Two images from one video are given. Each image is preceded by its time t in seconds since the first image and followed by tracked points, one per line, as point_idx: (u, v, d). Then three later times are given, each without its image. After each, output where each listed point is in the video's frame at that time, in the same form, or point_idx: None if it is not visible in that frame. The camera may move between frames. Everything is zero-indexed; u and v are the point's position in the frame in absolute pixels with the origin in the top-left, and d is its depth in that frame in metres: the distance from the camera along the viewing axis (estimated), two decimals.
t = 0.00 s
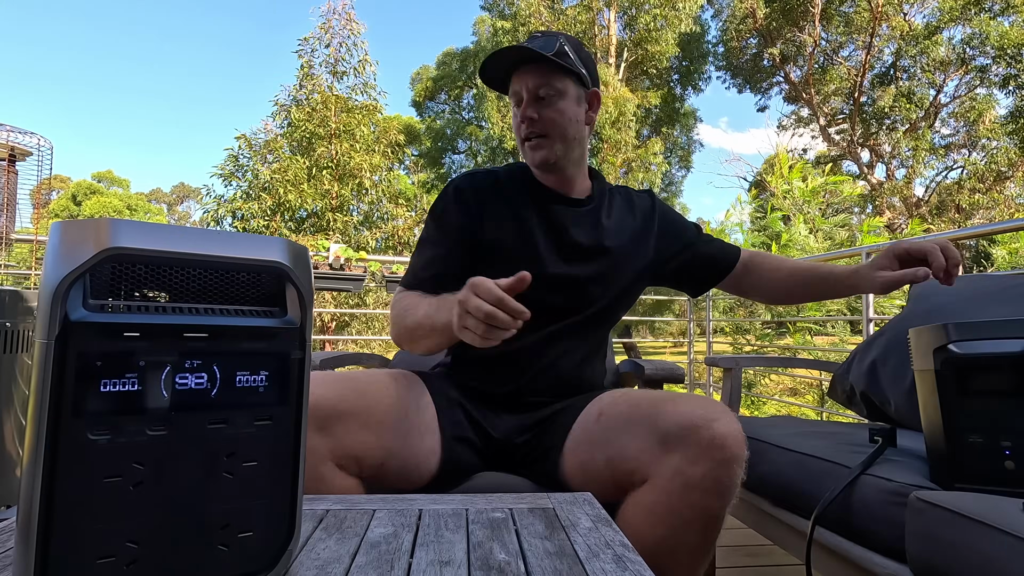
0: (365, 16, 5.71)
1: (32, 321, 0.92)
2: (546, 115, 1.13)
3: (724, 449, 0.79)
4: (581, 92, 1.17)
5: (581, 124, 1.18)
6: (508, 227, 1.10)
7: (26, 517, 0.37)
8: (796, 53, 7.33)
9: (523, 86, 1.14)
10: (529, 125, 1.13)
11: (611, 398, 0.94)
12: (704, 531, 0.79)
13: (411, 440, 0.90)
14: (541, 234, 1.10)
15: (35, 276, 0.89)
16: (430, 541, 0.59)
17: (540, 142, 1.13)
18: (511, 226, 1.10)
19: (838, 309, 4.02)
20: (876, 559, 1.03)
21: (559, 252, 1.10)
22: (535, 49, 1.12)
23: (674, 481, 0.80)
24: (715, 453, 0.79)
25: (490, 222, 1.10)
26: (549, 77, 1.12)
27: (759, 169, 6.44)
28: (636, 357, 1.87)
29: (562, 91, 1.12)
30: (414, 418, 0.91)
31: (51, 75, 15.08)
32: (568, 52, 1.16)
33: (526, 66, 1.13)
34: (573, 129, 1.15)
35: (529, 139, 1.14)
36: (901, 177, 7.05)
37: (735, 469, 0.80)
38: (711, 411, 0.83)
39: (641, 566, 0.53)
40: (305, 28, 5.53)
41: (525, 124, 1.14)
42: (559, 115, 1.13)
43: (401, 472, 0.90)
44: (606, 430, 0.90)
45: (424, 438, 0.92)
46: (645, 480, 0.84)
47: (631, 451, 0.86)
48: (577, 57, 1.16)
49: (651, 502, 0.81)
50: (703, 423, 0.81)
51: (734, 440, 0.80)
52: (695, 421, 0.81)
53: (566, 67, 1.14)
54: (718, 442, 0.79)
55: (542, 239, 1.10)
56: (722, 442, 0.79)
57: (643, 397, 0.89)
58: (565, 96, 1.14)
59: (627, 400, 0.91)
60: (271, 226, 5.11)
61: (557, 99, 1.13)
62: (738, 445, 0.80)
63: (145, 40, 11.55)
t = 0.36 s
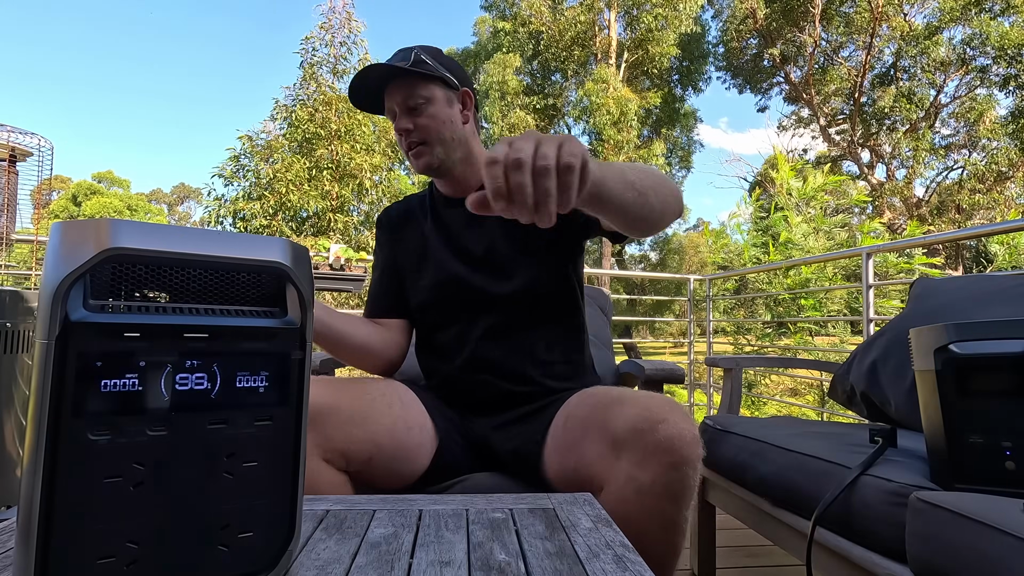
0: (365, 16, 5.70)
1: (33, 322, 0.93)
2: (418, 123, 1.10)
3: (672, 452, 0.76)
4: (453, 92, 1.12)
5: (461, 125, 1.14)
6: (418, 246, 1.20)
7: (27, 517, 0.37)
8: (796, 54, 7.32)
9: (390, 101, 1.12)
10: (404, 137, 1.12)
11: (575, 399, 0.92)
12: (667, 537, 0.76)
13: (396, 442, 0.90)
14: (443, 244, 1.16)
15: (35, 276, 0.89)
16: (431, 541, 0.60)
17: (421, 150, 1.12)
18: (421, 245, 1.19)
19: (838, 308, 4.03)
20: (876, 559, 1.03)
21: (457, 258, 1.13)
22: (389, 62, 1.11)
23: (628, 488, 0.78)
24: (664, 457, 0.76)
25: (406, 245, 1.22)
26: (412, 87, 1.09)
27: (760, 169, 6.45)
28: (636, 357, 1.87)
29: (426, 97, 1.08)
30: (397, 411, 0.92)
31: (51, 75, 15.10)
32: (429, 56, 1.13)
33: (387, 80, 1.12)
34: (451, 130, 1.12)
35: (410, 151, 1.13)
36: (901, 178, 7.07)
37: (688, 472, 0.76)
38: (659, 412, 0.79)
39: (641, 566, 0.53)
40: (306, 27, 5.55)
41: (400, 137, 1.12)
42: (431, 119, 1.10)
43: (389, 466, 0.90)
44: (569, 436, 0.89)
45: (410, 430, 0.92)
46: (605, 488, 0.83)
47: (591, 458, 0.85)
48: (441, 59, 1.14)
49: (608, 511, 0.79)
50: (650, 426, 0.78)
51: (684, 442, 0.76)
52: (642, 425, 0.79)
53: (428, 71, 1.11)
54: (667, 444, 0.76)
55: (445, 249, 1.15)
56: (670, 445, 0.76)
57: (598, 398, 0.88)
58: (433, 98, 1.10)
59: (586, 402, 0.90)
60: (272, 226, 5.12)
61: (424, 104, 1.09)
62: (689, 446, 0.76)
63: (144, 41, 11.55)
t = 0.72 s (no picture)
0: (366, 16, 5.70)
1: (33, 322, 0.93)
2: (353, 124, 1.16)
3: (690, 466, 0.76)
4: (385, 90, 1.17)
5: (394, 123, 1.20)
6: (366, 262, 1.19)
7: (27, 517, 0.37)
8: (797, 54, 7.30)
9: (322, 101, 1.17)
10: (339, 137, 1.17)
11: (577, 405, 0.90)
12: (680, 550, 0.77)
13: (386, 447, 0.96)
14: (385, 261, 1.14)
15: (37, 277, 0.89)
16: (431, 541, 0.60)
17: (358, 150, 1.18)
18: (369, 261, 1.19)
19: (838, 308, 4.05)
20: (876, 559, 1.03)
21: (400, 274, 1.11)
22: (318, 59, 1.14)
23: (642, 502, 0.78)
24: (681, 472, 0.76)
25: (358, 260, 1.22)
26: (343, 87, 1.14)
27: (760, 170, 6.45)
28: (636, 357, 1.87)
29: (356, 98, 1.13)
30: (388, 417, 0.99)
31: (51, 76, 15.11)
32: (357, 50, 1.16)
33: (318, 79, 1.16)
34: (384, 130, 1.18)
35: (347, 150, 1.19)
36: (902, 178, 7.06)
37: (704, 487, 0.76)
38: (674, 424, 0.79)
39: (641, 566, 0.53)
40: (307, 28, 5.54)
41: (335, 137, 1.18)
42: (365, 120, 1.16)
43: (384, 468, 0.96)
44: (574, 445, 0.87)
45: (403, 435, 0.99)
46: (614, 499, 0.82)
47: (599, 469, 0.84)
48: (371, 55, 1.17)
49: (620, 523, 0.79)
50: (667, 440, 0.77)
51: (701, 455, 0.76)
52: (658, 440, 0.78)
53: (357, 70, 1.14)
54: (684, 459, 0.76)
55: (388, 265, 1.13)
56: (687, 459, 0.76)
57: (607, 408, 0.86)
58: (364, 97, 1.15)
59: (590, 412, 0.88)
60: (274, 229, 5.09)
61: (355, 105, 1.15)
62: (706, 460, 0.76)
63: (143, 41, 11.54)
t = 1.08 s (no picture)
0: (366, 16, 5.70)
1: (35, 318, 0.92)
2: (391, 100, 1.08)
3: (709, 475, 0.76)
4: (430, 79, 1.13)
5: (430, 114, 1.15)
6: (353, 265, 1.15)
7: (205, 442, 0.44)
8: (797, 54, 7.30)
9: (361, 67, 1.08)
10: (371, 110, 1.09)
11: (590, 408, 0.90)
12: (691, 555, 0.78)
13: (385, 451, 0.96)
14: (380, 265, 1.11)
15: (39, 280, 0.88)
16: (431, 541, 0.60)
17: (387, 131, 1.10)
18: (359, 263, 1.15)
19: (840, 309, 4.05)
20: (876, 559, 1.03)
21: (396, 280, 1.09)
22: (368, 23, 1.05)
23: (657, 509, 0.78)
24: (700, 481, 0.76)
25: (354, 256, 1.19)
26: (393, 62, 1.08)
27: (760, 170, 6.45)
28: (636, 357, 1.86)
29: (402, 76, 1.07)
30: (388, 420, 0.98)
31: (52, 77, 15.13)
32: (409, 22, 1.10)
33: (364, 45, 1.08)
34: (421, 116, 1.12)
35: (374, 126, 1.10)
36: (902, 178, 7.05)
37: (721, 496, 0.77)
38: (692, 432, 0.79)
39: (641, 566, 0.53)
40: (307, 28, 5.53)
41: (366, 109, 1.09)
42: (404, 100, 1.09)
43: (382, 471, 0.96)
44: (586, 449, 0.87)
45: (402, 438, 0.98)
46: (627, 503, 0.82)
47: (610, 475, 0.84)
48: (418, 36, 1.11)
49: (633, 528, 0.80)
50: (686, 448, 0.77)
51: (720, 464, 0.77)
52: (676, 448, 0.78)
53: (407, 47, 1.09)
54: (702, 469, 0.76)
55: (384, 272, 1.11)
56: (706, 469, 0.76)
57: (622, 413, 0.85)
58: (410, 76, 1.09)
59: (604, 416, 0.87)
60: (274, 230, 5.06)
61: (400, 83, 1.08)
62: (725, 469, 0.77)
63: (143, 41, 11.54)
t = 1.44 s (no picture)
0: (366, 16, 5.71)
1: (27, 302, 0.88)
2: (468, 95, 1.07)
3: (712, 463, 0.76)
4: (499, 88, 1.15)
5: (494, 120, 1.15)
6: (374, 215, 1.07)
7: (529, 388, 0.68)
8: (798, 54, 7.31)
9: (445, 57, 1.08)
10: (445, 100, 1.06)
11: (593, 402, 0.90)
12: (695, 546, 0.77)
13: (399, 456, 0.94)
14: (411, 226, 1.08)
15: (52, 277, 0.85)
16: (432, 541, 0.60)
17: (455, 124, 1.07)
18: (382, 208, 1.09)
19: (841, 309, 4.06)
20: (878, 560, 1.03)
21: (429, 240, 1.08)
22: (465, 21, 1.07)
23: (661, 498, 0.78)
24: (702, 469, 0.76)
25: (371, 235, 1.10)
26: (476, 63, 1.09)
27: (761, 169, 6.45)
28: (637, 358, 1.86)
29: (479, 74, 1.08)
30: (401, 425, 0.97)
31: (53, 77, 15.15)
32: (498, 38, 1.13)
33: (453, 39, 1.08)
34: (490, 121, 1.12)
35: (443, 115, 1.07)
36: (903, 178, 7.04)
37: (723, 484, 0.77)
38: (695, 422, 0.80)
39: (642, 567, 0.53)
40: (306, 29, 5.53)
41: (439, 97, 1.06)
42: (480, 100, 1.09)
43: (390, 475, 0.94)
44: (589, 440, 0.87)
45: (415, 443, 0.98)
46: (630, 493, 0.82)
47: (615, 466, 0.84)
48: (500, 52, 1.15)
49: (637, 518, 0.79)
50: (688, 436, 0.78)
51: (722, 453, 0.77)
52: (678, 436, 0.78)
53: (490, 56, 1.12)
54: (704, 456, 0.77)
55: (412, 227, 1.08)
56: (708, 456, 0.77)
57: (625, 404, 0.86)
58: (488, 83, 1.11)
59: (608, 408, 0.88)
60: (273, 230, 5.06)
61: (479, 84, 1.09)
62: (725, 458, 0.77)
63: (144, 41, 11.56)
